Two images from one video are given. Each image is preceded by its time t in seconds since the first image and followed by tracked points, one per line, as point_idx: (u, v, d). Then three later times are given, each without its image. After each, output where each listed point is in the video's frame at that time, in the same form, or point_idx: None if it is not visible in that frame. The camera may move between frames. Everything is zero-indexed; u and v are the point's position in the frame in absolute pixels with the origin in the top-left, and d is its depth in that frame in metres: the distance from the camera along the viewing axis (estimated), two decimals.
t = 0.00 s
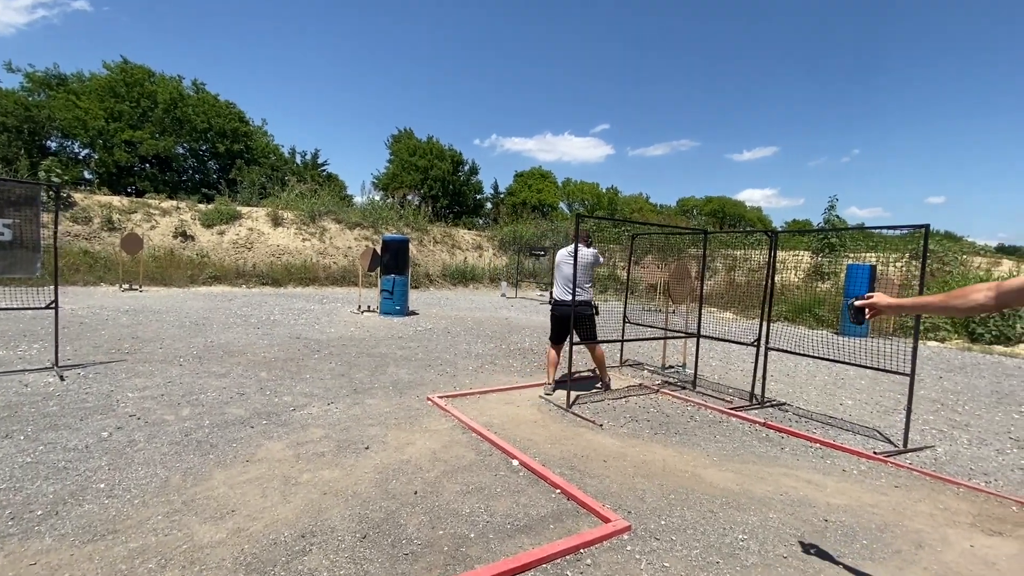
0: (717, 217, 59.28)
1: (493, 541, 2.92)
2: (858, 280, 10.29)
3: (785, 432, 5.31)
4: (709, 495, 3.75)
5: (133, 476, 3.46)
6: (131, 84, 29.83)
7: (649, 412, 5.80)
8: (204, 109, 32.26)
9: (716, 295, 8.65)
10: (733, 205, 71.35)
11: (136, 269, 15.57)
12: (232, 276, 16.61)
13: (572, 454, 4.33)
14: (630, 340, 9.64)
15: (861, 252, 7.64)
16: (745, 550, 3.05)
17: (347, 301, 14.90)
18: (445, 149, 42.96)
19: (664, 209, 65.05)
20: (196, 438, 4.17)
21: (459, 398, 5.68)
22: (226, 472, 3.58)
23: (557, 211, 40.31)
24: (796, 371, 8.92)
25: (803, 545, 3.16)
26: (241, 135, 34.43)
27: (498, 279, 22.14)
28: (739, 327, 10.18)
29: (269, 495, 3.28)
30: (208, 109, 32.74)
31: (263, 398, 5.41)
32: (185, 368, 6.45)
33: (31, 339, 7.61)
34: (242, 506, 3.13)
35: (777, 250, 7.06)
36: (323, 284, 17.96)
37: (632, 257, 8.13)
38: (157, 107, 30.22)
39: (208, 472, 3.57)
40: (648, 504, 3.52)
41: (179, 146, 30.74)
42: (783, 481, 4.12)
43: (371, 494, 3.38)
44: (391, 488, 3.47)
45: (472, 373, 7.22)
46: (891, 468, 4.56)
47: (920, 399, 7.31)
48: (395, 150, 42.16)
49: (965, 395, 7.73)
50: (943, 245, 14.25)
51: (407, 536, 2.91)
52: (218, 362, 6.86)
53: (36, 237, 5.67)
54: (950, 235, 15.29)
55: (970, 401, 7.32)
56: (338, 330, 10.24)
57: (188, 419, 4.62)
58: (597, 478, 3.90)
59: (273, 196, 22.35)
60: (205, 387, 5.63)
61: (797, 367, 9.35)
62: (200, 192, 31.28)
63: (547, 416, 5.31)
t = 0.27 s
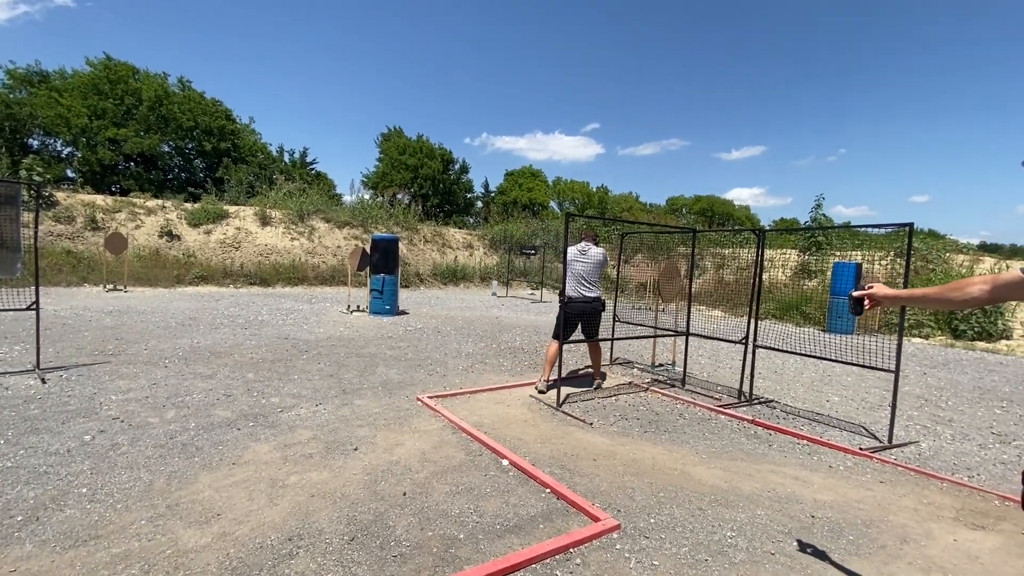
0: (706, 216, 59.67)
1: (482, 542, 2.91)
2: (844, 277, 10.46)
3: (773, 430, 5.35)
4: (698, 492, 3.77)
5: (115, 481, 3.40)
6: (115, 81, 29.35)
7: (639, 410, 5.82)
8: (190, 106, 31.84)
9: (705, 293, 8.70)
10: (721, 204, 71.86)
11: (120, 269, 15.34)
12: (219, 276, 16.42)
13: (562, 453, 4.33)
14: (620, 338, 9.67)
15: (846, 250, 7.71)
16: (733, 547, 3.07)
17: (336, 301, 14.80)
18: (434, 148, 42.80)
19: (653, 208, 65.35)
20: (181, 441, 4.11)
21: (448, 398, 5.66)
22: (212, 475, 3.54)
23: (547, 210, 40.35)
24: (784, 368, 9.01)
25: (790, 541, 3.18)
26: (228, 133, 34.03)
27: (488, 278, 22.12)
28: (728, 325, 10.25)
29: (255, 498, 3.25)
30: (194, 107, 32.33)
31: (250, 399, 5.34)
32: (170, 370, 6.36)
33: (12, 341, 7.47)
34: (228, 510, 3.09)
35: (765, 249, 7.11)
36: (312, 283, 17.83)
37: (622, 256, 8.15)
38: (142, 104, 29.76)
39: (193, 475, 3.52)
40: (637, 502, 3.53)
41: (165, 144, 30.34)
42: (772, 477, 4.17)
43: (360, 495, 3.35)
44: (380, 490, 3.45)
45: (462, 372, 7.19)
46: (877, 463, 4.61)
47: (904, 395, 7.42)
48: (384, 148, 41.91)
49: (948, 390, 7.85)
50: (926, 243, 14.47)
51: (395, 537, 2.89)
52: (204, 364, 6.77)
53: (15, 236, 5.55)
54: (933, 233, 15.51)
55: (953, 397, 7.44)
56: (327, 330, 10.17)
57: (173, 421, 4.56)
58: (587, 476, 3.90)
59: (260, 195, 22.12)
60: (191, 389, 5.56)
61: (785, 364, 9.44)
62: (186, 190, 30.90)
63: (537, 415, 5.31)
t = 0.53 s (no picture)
0: (698, 214, 59.90)
1: (476, 539, 2.91)
2: (834, 274, 10.60)
3: (764, 425, 5.39)
4: (691, 488, 3.79)
5: (105, 482, 3.36)
6: (102, 78, 28.96)
7: (632, 407, 5.83)
8: (179, 103, 31.50)
9: (697, 290, 8.74)
10: (713, 201, 72.18)
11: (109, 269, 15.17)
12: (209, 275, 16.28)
13: (555, 450, 4.34)
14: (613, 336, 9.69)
15: (837, 247, 7.76)
16: (726, 542, 3.09)
17: (329, 300, 14.72)
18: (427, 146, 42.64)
19: (646, 205, 65.54)
20: (172, 441, 4.08)
21: (442, 396, 5.64)
22: (203, 476, 3.51)
23: (540, 207, 40.39)
24: (775, 364, 9.07)
25: (782, 535, 3.20)
26: (218, 131, 33.70)
27: (481, 276, 22.09)
28: (720, 322, 10.31)
29: (247, 498, 3.23)
30: (183, 104, 31.99)
31: (242, 399, 5.31)
32: (161, 370, 6.30)
33: None
34: (220, 510, 3.07)
35: (756, 246, 7.14)
36: (304, 282, 17.72)
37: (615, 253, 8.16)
38: (130, 102, 29.38)
39: (184, 475, 3.49)
40: (630, 498, 3.54)
41: (154, 142, 30.02)
42: (764, 472, 4.20)
43: (353, 494, 3.34)
44: (373, 489, 3.44)
45: (455, 370, 7.18)
46: (867, 458, 4.65)
47: (894, 390, 7.50)
48: (376, 146, 41.69)
49: (936, 385, 7.95)
50: (915, 240, 14.62)
51: (389, 536, 2.88)
52: (195, 364, 6.71)
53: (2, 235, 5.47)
54: (922, 230, 15.66)
55: (942, 392, 7.54)
56: (320, 329, 10.11)
57: (163, 422, 4.52)
58: (581, 473, 3.91)
59: (251, 193, 21.94)
60: (181, 389, 5.50)
61: (776, 360, 9.51)
62: (176, 189, 30.60)
63: (531, 413, 5.31)
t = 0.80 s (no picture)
0: (693, 211, 60.03)
1: (473, 536, 2.92)
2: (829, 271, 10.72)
3: (759, 421, 5.42)
4: (687, 483, 3.81)
5: (100, 482, 3.35)
6: (94, 75, 28.72)
7: (628, 403, 5.86)
8: (172, 101, 31.29)
9: (693, 287, 8.76)
10: (708, 198, 72.32)
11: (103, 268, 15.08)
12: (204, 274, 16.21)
13: (552, 447, 4.35)
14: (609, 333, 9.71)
15: (831, 243, 7.80)
16: (721, 537, 3.12)
17: (325, 298, 14.69)
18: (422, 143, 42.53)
19: (641, 203, 65.63)
20: (167, 440, 4.07)
21: (439, 394, 5.65)
22: (199, 475, 3.50)
23: (536, 205, 40.37)
24: (771, 360, 9.11)
25: (776, 530, 3.23)
26: (212, 128, 33.50)
27: (477, 274, 22.08)
28: (715, 318, 10.34)
29: (244, 497, 3.22)
30: (176, 101, 31.77)
31: (237, 398, 5.29)
32: (156, 369, 6.28)
33: None
34: (216, 508, 3.07)
35: (752, 243, 7.17)
36: (300, 281, 17.67)
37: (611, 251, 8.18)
38: (123, 99, 29.15)
39: (180, 474, 3.49)
40: (627, 494, 3.56)
41: (147, 140, 29.80)
42: (759, 467, 4.23)
43: (350, 492, 3.34)
44: (370, 486, 3.44)
45: (452, 368, 7.19)
46: (860, 453, 4.69)
47: (887, 386, 7.56)
48: (372, 143, 41.55)
49: (930, 380, 8.02)
50: (909, 237, 14.70)
51: (386, 533, 2.88)
52: (191, 363, 6.69)
53: None
54: (916, 227, 15.74)
55: (935, 387, 7.60)
56: (316, 327, 10.09)
57: (159, 421, 4.50)
58: (577, 470, 3.92)
59: (246, 191, 21.84)
60: (177, 389, 5.49)
61: (772, 357, 9.56)
62: (170, 187, 30.43)
63: (527, 410, 5.32)
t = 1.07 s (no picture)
0: (692, 208, 60.03)
1: (473, 531, 2.95)
2: (827, 267, 10.78)
3: (758, 417, 5.45)
4: (685, 479, 3.84)
5: (103, 479, 3.37)
6: (92, 73, 28.66)
7: (628, 400, 5.88)
8: (170, 99, 31.23)
9: (692, 284, 8.81)
10: (708, 196, 72.33)
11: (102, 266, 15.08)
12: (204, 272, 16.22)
13: (552, 443, 4.38)
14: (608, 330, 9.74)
15: (830, 240, 7.81)
16: (718, 530, 3.16)
17: (324, 296, 14.69)
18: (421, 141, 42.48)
19: (640, 200, 65.64)
20: (168, 438, 4.09)
21: (439, 391, 5.68)
22: (201, 472, 3.52)
23: (535, 202, 40.38)
24: (769, 357, 9.15)
25: (773, 524, 3.26)
26: (210, 126, 33.44)
27: (476, 271, 22.09)
28: (714, 315, 10.37)
29: (245, 493, 3.25)
30: (174, 99, 31.70)
31: (238, 396, 5.31)
32: (156, 367, 6.30)
33: None
34: (218, 505, 3.09)
35: (750, 240, 7.19)
36: (299, 279, 17.67)
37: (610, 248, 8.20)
38: (120, 97, 29.10)
39: (182, 472, 3.51)
40: (626, 490, 3.59)
41: (145, 138, 29.74)
42: (757, 463, 4.27)
43: (351, 489, 3.37)
44: (370, 483, 3.47)
45: (451, 366, 7.21)
46: (857, 448, 4.73)
47: (885, 382, 7.60)
48: (370, 141, 41.51)
49: (927, 376, 8.06)
50: (907, 234, 14.73)
51: (387, 529, 2.91)
52: (191, 361, 6.71)
53: None
54: (915, 224, 15.76)
55: (932, 383, 7.64)
56: (316, 325, 10.11)
57: (160, 419, 4.52)
58: (576, 466, 3.95)
59: (245, 190, 21.82)
60: (177, 387, 5.50)
61: (770, 353, 9.60)
62: (169, 185, 30.39)
63: (527, 407, 5.34)
